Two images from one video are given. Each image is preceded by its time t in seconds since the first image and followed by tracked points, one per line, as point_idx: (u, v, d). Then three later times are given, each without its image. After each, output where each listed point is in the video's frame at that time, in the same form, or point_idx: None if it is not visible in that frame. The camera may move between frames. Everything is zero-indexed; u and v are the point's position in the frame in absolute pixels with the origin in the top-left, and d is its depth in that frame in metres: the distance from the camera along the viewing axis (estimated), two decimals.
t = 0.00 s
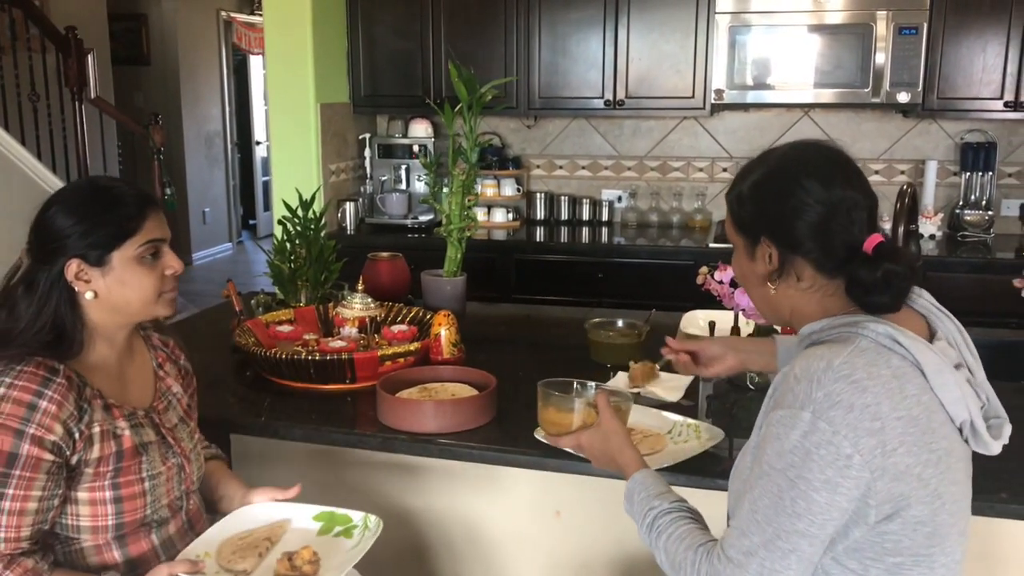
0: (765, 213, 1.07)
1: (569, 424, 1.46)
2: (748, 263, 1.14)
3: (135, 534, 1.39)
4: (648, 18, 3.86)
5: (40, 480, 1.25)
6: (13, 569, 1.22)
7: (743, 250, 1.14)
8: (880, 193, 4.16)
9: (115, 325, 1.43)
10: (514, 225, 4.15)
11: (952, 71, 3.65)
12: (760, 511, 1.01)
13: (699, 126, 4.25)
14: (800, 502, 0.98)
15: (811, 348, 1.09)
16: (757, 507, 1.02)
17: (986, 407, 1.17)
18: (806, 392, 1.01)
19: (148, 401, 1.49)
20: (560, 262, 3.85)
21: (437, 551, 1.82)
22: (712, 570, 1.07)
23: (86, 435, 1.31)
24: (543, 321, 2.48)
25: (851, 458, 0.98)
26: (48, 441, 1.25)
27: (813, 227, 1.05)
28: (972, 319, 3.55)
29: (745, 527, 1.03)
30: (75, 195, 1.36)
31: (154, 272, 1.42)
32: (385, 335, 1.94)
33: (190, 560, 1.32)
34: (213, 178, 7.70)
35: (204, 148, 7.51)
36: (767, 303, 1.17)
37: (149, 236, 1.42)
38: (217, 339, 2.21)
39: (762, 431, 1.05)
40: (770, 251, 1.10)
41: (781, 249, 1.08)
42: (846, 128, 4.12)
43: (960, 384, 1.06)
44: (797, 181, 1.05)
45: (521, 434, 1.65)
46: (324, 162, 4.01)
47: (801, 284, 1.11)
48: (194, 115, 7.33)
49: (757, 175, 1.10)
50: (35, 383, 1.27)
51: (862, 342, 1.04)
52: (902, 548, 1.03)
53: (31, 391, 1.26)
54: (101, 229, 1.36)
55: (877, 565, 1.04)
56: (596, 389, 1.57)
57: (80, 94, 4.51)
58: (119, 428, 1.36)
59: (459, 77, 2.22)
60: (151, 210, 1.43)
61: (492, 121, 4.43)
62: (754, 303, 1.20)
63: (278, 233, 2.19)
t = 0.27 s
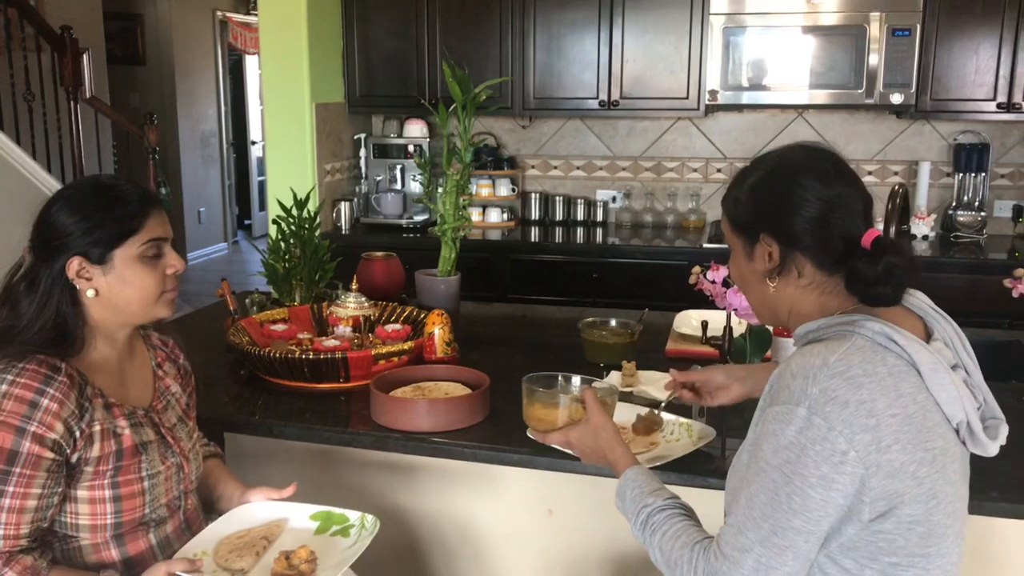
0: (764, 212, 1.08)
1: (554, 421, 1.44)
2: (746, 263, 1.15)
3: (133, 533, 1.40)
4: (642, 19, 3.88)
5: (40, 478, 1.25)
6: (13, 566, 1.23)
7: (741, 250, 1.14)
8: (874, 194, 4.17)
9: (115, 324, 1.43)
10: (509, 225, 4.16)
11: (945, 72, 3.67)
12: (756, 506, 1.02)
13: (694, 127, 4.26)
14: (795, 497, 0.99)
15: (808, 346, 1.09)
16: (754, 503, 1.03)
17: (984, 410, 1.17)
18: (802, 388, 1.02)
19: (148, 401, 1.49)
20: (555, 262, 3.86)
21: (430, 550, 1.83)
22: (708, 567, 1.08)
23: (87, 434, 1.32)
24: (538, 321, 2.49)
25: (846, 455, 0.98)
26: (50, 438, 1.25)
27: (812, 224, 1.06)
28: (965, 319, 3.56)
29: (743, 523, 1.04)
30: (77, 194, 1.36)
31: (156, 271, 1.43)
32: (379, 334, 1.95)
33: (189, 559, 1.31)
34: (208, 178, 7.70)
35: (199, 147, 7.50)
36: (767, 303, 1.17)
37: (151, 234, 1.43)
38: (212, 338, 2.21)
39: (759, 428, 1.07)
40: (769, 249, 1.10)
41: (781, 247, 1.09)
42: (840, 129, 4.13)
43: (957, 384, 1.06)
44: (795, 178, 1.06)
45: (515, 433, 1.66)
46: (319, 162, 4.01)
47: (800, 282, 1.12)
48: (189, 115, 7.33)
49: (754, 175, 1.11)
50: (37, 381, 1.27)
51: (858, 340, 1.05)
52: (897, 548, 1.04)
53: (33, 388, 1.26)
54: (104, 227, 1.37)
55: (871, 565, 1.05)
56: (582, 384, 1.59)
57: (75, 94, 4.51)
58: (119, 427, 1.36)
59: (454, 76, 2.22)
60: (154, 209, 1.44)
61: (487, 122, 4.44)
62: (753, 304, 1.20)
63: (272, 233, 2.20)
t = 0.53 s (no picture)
0: (768, 208, 1.09)
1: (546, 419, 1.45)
2: (747, 262, 1.15)
3: (129, 532, 1.40)
4: (638, 19, 3.88)
5: (41, 477, 1.25)
6: (14, 569, 1.22)
7: (742, 249, 1.14)
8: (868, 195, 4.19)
9: (112, 322, 1.43)
10: (505, 225, 4.17)
11: (940, 74, 3.68)
12: (758, 505, 1.02)
13: (689, 128, 4.27)
14: (798, 497, 0.99)
15: (809, 345, 1.09)
16: (755, 502, 1.03)
17: (981, 407, 1.17)
18: (805, 387, 1.02)
19: (144, 399, 1.49)
20: (551, 262, 3.86)
21: (424, 549, 1.83)
22: (707, 566, 1.08)
23: (85, 433, 1.32)
24: (534, 321, 2.49)
25: (849, 454, 0.99)
26: (50, 437, 1.25)
27: (815, 220, 1.06)
28: (959, 320, 3.57)
29: (744, 523, 1.04)
30: (71, 191, 1.36)
31: (152, 267, 1.43)
32: (373, 333, 1.95)
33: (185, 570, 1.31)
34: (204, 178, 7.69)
35: (195, 147, 7.50)
36: (765, 302, 1.17)
37: (147, 230, 1.42)
38: (208, 337, 2.21)
39: (760, 427, 1.07)
40: (772, 245, 1.11)
41: (785, 243, 1.09)
42: (835, 130, 4.14)
43: (957, 383, 1.06)
44: (798, 175, 1.07)
45: (511, 432, 1.66)
46: (315, 162, 4.01)
47: (802, 279, 1.12)
48: (185, 115, 7.32)
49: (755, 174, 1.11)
50: (36, 379, 1.27)
51: (860, 339, 1.05)
52: (897, 547, 1.04)
53: (33, 387, 1.26)
54: (99, 223, 1.37)
55: (872, 564, 1.05)
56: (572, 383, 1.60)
57: (70, 94, 4.50)
58: (117, 426, 1.36)
59: (449, 76, 2.23)
60: (148, 206, 1.44)
61: (483, 122, 4.44)
62: (751, 304, 1.20)
63: (267, 232, 2.20)
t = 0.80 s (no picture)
0: (759, 209, 1.09)
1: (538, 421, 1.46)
2: (737, 261, 1.16)
3: (123, 531, 1.40)
4: (634, 21, 3.90)
5: (39, 472, 1.26)
6: (13, 566, 1.23)
7: (732, 247, 1.16)
8: (862, 196, 4.21)
9: (107, 319, 1.44)
10: (501, 226, 4.18)
11: (934, 76, 3.70)
12: (749, 504, 1.03)
13: (684, 129, 4.28)
14: (789, 495, 1.00)
15: (798, 345, 1.11)
16: (746, 501, 1.03)
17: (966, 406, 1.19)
18: (795, 386, 1.04)
19: (139, 398, 1.51)
20: (546, 262, 3.88)
21: (416, 548, 1.84)
22: (698, 565, 1.09)
23: (81, 429, 1.33)
24: (528, 321, 2.51)
25: (839, 452, 1.00)
26: (47, 431, 1.27)
27: (806, 221, 1.07)
28: (953, 321, 3.59)
29: (736, 522, 1.04)
30: (63, 189, 1.37)
31: (146, 263, 1.44)
32: (369, 333, 1.96)
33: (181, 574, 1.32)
34: (201, 178, 7.69)
35: (192, 148, 7.50)
36: (754, 300, 1.18)
37: (140, 227, 1.44)
38: (203, 337, 2.22)
39: (751, 426, 1.07)
40: (764, 244, 1.12)
41: (776, 243, 1.11)
42: (829, 132, 4.16)
43: (942, 382, 1.08)
44: (789, 176, 1.08)
45: (504, 431, 1.67)
46: (311, 162, 4.03)
47: (788, 278, 1.13)
48: (182, 116, 7.33)
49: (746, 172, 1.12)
50: (33, 374, 1.28)
51: (849, 338, 1.07)
52: (884, 544, 1.05)
53: (30, 382, 1.27)
54: (93, 220, 1.38)
55: (862, 561, 1.06)
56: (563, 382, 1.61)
57: (67, 94, 4.50)
58: (112, 423, 1.38)
59: (443, 77, 2.24)
60: (141, 202, 1.45)
61: (479, 123, 4.46)
62: (739, 301, 1.21)
63: (263, 232, 2.21)
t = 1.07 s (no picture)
0: (791, 206, 1.08)
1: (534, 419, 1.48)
2: (748, 254, 1.14)
3: (117, 529, 1.42)
4: (632, 23, 3.92)
5: (32, 467, 1.27)
6: (8, 561, 1.25)
7: (745, 240, 1.13)
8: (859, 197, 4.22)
9: (107, 320, 1.45)
10: (499, 227, 4.19)
11: (930, 77, 3.72)
12: (740, 497, 1.04)
13: (682, 130, 4.30)
14: (779, 488, 1.02)
15: (789, 341, 1.12)
16: (737, 494, 1.05)
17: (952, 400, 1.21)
18: (784, 381, 1.05)
19: (137, 397, 1.52)
20: (544, 263, 3.89)
21: (413, 547, 1.85)
22: (692, 559, 1.10)
23: (76, 425, 1.34)
24: (525, 321, 2.52)
25: (828, 445, 1.01)
26: (42, 427, 1.28)
27: (835, 226, 1.08)
28: (949, 321, 3.60)
29: (728, 515, 1.06)
30: (63, 190, 1.39)
31: (145, 263, 1.45)
32: (366, 333, 1.97)
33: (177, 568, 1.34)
34: (201, 180, 7.71)
35: (192, 150, 7.52)
36: (753, 293, 1.17)
37: (139, 226, 1.45)
38: (202, 337, 2.23)
39: (741, 421, 1.09)
40: (785, 243, 1.11)
41: (799, 243, 1.10)
42: (826, 133, 4.18)
43: (928, 376, 1.10)
44: (824, 178, 1.07)
45: (500, 429, 1.69)
46: (310, 164, 4.04)
47: (803, 278, 1.14)
48: (182, 118, 7.35)
49: (779, 165, 1.09)
50: (29, 371, 1.30)
51: (836, 333, 1.08)
52: (873, 536, 1.07)
53: (25, 377, 1.29)
54: (91, 220, 1.39)
55: (851, 552, 1.07)
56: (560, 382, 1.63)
57: (67, 95, 4.52)
58: (108, 420, 1.39)
59: (441, 78, 2.25)
60: (140, 203, 1.46)
61: (477, 125, 4.47)
62: (733, 292, 1.19)
63: (261, 233, 2.23)
